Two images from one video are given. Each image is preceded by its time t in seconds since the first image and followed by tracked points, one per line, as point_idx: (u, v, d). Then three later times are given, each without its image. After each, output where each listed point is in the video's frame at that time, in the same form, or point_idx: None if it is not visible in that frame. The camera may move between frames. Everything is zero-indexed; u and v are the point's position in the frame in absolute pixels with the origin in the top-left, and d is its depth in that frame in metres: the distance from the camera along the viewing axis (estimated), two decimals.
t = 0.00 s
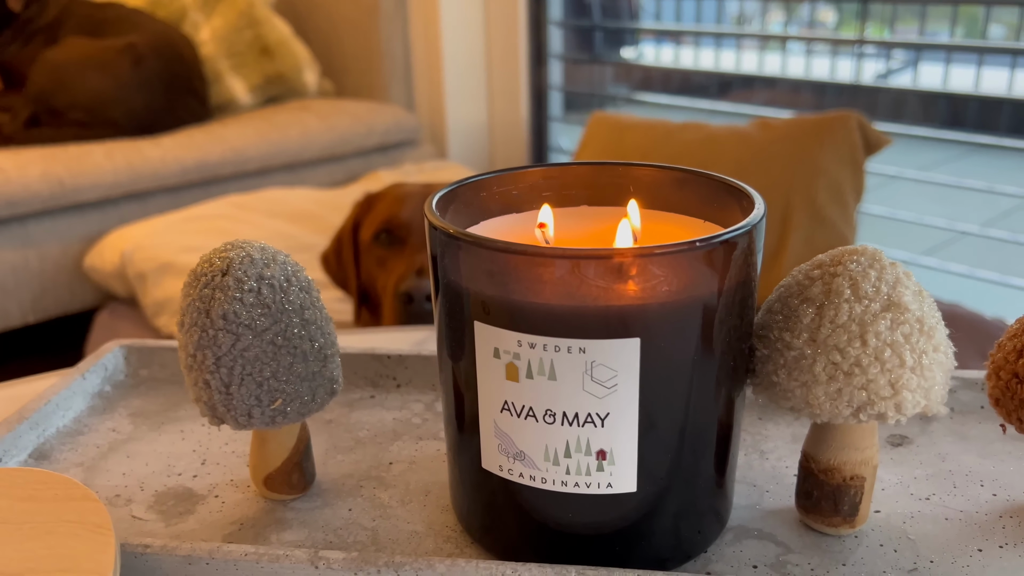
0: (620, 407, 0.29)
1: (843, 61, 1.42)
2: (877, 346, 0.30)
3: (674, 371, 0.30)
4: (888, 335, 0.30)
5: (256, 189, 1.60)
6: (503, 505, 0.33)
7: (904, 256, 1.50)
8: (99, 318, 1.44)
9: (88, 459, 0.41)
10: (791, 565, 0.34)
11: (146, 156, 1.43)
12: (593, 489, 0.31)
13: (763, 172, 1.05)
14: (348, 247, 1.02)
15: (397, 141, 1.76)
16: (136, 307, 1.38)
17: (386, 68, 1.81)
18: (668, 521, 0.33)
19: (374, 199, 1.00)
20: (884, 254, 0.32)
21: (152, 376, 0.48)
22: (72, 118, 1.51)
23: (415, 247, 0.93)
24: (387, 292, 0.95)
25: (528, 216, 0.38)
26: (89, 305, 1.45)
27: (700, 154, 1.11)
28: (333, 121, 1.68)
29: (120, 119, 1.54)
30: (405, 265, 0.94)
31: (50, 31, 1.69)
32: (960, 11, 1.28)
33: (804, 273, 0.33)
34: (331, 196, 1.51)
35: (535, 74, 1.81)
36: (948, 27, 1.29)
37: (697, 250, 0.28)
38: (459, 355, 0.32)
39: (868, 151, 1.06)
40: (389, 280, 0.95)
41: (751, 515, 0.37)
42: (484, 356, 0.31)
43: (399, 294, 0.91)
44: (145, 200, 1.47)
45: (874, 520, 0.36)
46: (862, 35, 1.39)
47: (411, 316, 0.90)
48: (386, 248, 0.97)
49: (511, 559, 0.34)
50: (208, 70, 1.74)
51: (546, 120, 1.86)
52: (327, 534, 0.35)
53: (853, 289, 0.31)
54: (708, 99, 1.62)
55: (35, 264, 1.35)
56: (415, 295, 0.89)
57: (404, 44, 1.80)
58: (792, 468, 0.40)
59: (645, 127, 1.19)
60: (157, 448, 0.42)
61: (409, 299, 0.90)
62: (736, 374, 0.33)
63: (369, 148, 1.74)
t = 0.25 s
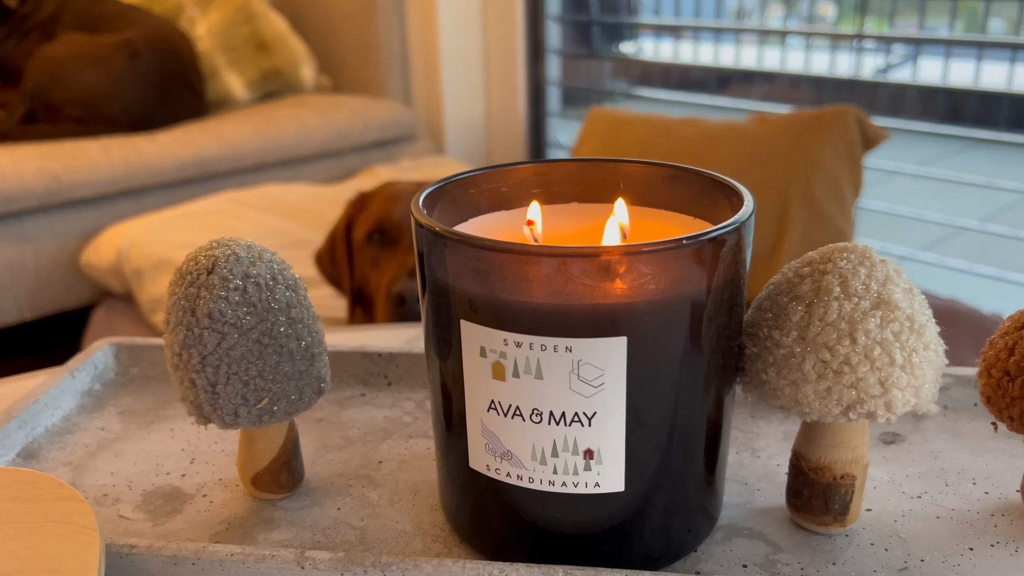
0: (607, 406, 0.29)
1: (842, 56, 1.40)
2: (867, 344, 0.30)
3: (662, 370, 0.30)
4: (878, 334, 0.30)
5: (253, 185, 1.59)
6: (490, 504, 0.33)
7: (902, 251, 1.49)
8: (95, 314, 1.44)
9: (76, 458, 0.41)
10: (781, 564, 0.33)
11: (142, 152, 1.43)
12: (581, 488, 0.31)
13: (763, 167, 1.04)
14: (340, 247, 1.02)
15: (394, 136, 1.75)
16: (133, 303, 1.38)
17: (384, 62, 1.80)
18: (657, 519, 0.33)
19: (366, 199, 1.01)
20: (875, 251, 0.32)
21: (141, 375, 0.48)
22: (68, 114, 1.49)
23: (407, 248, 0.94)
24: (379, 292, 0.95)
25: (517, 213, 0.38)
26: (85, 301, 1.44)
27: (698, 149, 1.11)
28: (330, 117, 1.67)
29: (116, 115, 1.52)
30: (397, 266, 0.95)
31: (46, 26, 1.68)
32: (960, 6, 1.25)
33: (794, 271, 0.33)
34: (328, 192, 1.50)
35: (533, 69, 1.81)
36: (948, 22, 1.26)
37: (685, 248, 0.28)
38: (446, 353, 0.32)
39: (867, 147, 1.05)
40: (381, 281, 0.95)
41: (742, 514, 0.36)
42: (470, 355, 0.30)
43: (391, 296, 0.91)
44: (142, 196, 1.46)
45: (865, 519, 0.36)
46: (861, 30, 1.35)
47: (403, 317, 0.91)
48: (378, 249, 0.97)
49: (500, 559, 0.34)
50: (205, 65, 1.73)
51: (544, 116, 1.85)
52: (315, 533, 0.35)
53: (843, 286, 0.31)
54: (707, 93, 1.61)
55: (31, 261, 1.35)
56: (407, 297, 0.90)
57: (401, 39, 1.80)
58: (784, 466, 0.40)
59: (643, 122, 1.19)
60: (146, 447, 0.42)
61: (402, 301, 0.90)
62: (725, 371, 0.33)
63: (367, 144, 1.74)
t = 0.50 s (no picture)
0: (606, 411, 0.29)
1: (844, 51, 1.39)
2: (868, 348, 0.30)
3: (662, 374, 0.30)
4: (879, 337, 0.30)
5: (253, 182, 1.59)
6: (490, 509, 0.32)
7: (905, 247, 1.49)
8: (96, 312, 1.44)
9: (73, 462, 0.40)
10: (782, 569, 0.33)
11: (143, 149, 1.42)
12: (580, 493, 0.30)
13: (765, 164, 1.03)
14: (340, 245, 1.02)
15: (395, 133, 1.75)
16: (133, 301, 1.37)
17: (384, 59, 1.79)
18: (657, 523, 0.32)
19: (366, 197, 1.01)
20: (876, 253, 0.32)
21: (140, 376, 0.48)
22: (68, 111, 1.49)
23: (407, 247, 0.94)
24: (379, 291, 0.95)
25: (515, 215, 0.38)
26: (86, 299, 1.44)
27: (700, 146, 1.10)
28: (331, 114, 1.67)
29: (115, 113, 1.51)
30: (396, 264, 0.95)
31: (47, 24, 1.68)
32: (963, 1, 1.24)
33: (795, 273, 0.32)
34: (329, 189, 1.50)
35: (534, 65, 1.80)
36: (951, 16, 1.26)
37: (684, 251, 0.28)
38: (444, 356, 0.32)
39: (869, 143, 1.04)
40: (380, 280, 0.95)
41: (742, 517, 0.36)
42: (468, 360, 0.30)
43: (390, 295, 0.92)
44: (142, 194, 1.46)
45: (867, 522, 0.35)
46: (863, 24, 1.35)
47: (402, 317, 0.91)
48: (378, 248, 0.97)
49: (499, 563, 0.34)
50: (205, 62, 1.73)
51: (545, 112, 1.85)
52: (313, 538, 0.35)
53: (844, 289, 0.30)
54: (708, 89, 1.61)
55: (32, 259, 1.35)
56: (407, 297, 0.90)
57: (402, 36, 1.79)
58: (785, 469, 0.39)
59: (645, 118, 1.18)
60: (143, 450, 0.41)
61: (401, 300, 0.91)
62: (725, 375, 0.32)
63: (367, 140, 1.73)
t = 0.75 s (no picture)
0: (599, 414, 0.29)
1: (847, 44, 1.38)
2: (865, 350, 0.29)
3: (656, 376, 0.29)
4: (876, 339, 0.29)
5: (254, 177, 1.59)
6: (483, 511, 0.32)
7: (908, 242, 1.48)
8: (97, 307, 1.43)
9: (67, 462, 0.40)
10: (777, 572, 0.33)
11: (143, 145, 1.42)
12: (573, 496, 0.30)
13: (767, 159, 1.03)
14: (340, 242, 1.02)
15: (396, 127, 1.74)
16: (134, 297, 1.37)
17: (385, 53, 1.78)
18: (652, 524, 0.32)
19: (366, 193, 1.01)
20: (873, 253, 0.32)
21: (136, 375, 0.48)
22: (69, 106, 1.49)
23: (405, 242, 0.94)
24: (378, 287, 0.95)
25: (510, 213, 0.37)
26: (88, 295, 1.44)
27: (701, 141, 1.10)
28: (332, 108, 1.66)
29: (115, 108, 1.51)
30: (395, 261, 0.95)
31: (48, 19, 1.67)
32: None
33: (791, 273, 0.32)
34: (329, 184, 1.49)
35: (535, 59, 1.80)
36: (955, 7, 1.24)
37: (678, 253, 0.28)
38: (436, 357, 0.32)
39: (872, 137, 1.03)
40: (379, 276, 0.95)
41: (738, 519, 0.36)
42: (460, 362, 0.30)
43: (389, 291, 0.92)
44: (143, 189, 1.46)
45: (864, 524, 0.35)
46: (868, 17, 1.33)
47: (401, 313, 0.91)
48: (377, 244, 0.97)
49: (492, 565, 0.33)
50: (206, 57, 1.72)
51: (547, 106, 1.84)
52: (306, 540, 0.35)
53: (840, 290, 0.30)
54: (711, 83, 1.60)
55: (33, 255, 1.34)
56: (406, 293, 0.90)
57: (403, 30, 1.79)
58: (782, 469, 0.39)
59: (647, 112, 1.18)
60: (138, 450, 0.41)
61: (400, 296, 0.91)
62: (721, 376, 0.32)
63: (368, 135, 1.72)
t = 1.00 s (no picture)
0: (596, 440, 0.29)
1: (852, 39, 1.37)
2: (856, 377, 0.30)
3: (652, 403, 0.30)
4: (867, 366, 0.30)
5: (259, 178, 1.59)
6: (484, 531, 0.33)
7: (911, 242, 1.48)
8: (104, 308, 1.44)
9: (78, 478, 0.41)
10: None
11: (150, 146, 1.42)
12: (572, 519, 0.31)
13: (769, 161, 1.03)
14: (344, 247, 1.03)
15: (401, 127, 1.75)
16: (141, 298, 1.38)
17: (389, 52, 1.79)
18: (649, 543, 0.33)
19: (369, 199, 1.02)
20: (865, 280, 0.32)
21: (145, 390, 0.49)
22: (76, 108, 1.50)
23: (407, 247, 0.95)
24: (380, 291, 0.96)
25: (511, 236, 0.38)
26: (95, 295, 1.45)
27: (704, 143, 1.10)
28: (336, 109, 1.67)
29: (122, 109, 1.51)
30: (398, 265, 0.96)
31: (54, 20, 1.68)
32: None
33: (785, 300, 0.33)
34: (334, 185, 1.50)
35: (539, 58, 1.80)
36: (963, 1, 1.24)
37: (673, 284, 0.28)
38: (438, 381, 0.32)
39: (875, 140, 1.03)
40: (382, 281, 0.96)
41: (734, 536, 0.37)
42: (461, 388, 0.31)
43: (391, 295, 0.92)
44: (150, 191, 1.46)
45: (857, 542, 0.36)
46: (874, 13, 1.33)
47: (402, 317, 0.91)
48: (380, 248, 0.98)
49: None
50: (211, 57, 1.73)
51: (551, 105, 1.84)
52: (312, 557, 0.36)
53: (833, 318, 0.31)
54: (715, 82, 1.60)
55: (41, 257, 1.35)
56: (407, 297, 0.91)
57: (407, 29, 1.79)
58: (778, 486, 0.40)
59: (650, 113, 1.18)
60: (147, 466, 0.42)
61: (401, 300, 0.91)
62: (716, 400, 0.33)
63: (373, 135, 1.73)
